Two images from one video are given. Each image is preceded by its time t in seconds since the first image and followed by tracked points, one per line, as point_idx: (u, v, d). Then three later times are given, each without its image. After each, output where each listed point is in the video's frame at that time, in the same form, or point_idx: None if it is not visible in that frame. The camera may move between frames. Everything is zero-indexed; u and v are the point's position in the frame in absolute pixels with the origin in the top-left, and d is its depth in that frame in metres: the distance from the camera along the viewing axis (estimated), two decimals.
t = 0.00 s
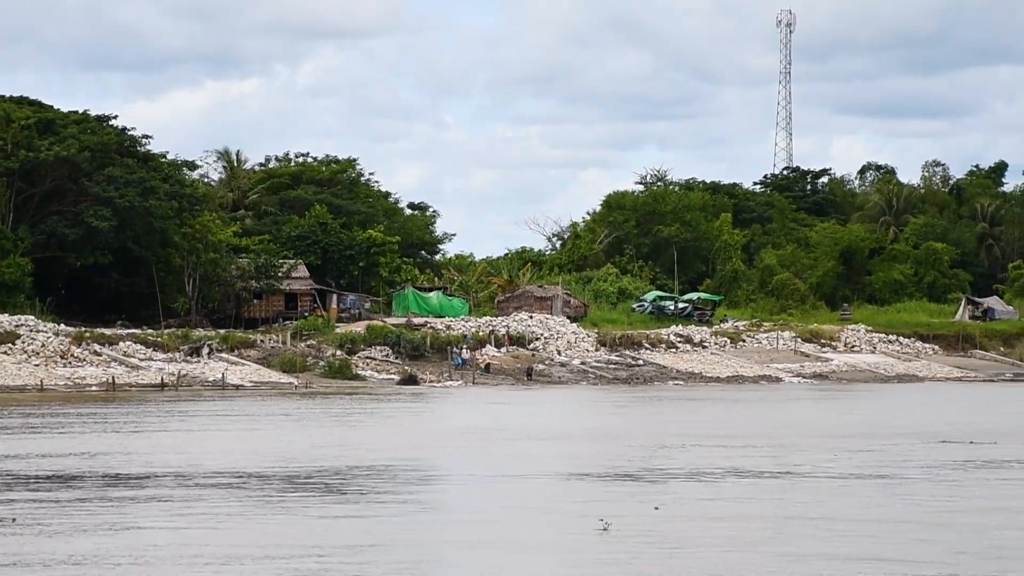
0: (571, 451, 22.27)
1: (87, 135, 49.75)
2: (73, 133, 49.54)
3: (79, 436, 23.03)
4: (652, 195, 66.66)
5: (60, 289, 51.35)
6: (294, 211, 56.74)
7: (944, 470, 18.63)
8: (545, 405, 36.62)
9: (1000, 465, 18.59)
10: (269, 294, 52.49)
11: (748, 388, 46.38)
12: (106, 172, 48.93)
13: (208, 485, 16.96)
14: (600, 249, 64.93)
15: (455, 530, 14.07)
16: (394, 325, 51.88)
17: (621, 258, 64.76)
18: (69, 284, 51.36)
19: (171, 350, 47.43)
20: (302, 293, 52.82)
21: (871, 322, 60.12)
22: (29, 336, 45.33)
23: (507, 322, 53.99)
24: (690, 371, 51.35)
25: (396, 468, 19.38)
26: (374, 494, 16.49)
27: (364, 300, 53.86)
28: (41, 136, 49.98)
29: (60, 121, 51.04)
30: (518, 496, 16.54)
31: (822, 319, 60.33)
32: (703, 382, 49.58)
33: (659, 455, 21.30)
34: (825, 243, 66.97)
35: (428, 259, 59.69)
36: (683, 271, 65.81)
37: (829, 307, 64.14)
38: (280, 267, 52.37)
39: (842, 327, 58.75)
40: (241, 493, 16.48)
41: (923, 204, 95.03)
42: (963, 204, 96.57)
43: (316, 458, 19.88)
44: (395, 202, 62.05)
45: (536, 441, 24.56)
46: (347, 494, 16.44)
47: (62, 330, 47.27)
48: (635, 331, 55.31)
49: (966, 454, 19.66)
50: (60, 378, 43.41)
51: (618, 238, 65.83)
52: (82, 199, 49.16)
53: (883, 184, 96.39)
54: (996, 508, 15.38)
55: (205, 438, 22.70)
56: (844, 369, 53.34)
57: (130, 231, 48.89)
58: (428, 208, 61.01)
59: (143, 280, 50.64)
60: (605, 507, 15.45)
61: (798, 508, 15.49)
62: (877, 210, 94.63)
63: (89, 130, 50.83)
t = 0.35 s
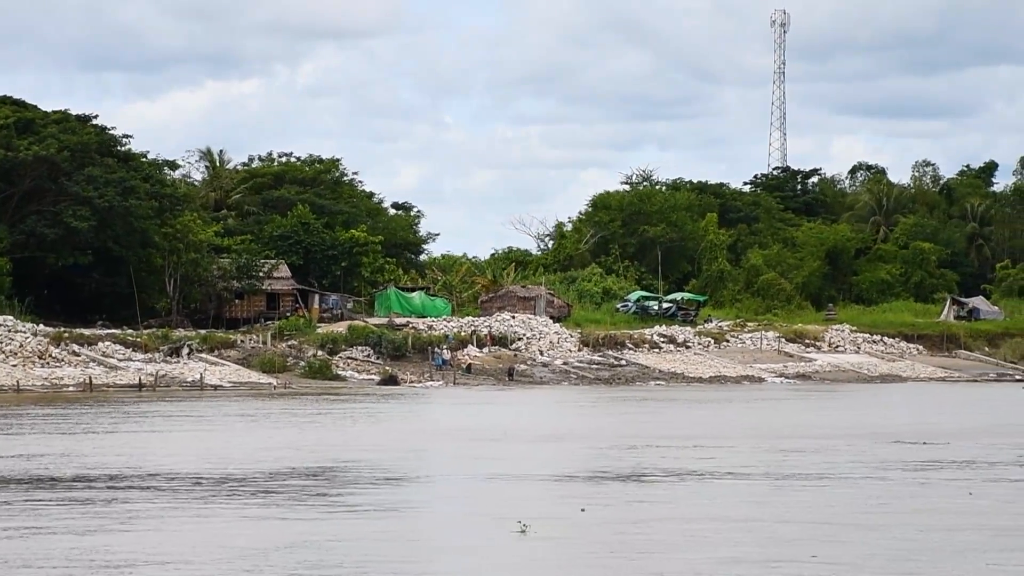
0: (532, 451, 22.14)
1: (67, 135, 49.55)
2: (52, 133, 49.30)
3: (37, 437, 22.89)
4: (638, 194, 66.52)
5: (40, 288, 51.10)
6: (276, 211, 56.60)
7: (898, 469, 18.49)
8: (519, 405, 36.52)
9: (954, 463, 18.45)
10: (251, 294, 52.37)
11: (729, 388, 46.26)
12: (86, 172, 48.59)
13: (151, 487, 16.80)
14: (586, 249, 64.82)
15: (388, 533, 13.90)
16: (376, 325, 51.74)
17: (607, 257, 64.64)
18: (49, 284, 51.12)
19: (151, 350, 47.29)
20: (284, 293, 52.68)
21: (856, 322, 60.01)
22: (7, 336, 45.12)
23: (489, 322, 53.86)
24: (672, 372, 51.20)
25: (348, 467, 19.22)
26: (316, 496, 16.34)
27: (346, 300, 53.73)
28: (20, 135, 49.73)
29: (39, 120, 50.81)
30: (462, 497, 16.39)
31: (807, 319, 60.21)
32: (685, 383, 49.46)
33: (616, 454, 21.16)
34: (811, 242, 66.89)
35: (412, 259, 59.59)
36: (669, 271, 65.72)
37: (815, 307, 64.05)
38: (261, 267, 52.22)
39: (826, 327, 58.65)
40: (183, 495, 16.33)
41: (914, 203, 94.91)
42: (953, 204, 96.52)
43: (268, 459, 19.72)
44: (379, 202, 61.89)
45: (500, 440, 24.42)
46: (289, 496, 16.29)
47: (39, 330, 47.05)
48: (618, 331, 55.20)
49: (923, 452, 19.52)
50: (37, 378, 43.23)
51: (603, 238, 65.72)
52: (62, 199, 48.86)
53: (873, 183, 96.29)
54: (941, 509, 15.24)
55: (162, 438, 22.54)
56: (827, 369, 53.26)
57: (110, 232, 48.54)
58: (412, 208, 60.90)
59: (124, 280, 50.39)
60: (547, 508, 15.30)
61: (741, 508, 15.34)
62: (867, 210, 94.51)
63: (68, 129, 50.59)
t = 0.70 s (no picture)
0: (490, 451, 22.02)
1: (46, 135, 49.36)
2: (31, 133, 49.05)
3: None
4: (624, 194, 66.43)
5: (19, 288, 50.79)
6: (257, 211, 56.48)
7: (851, 469, 18.42)
8: (493, 406, 36.41)
9: (908, 464, 18.35)
10: (232, 295, 52.24)
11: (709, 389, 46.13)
12: (65, 171, 48.01)
13: (95, 490, 16.63)
14: (571, 249, 64.79)
15: (324, 536, 13.78)
16: (357, 325, 51.59)
17: (592, 258, 64.55)
18: (28, 284, 50.76)
19: (129, 350, 47.09)
20: (265, 293, 52.53)
21: (841, 322, 59.95)
22: None
23: (470, 322, 53.75)
24: (653, 372, 51.06)
25: (300, 469, 19.08)
26: (261, 497, 16.22)
27: (327, 300, 53.60)
28: None
29: (18, 120, 50.56)
30: (407, 496, 16.27)
31: (791, 319, 60.10)
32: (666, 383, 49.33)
33: (572, 455, 21.02)
34: (796, 242, 66.85)
35: (395, 260, 59.51)
36: (654, 272, 65.64)
37: (799, 307, 64.03)
38: (242, 267, 52.06)
39: (809, 328, 58.55)
40: (125, 498, 16.20)
41: (903, 203, 94.87)
42: (942, 204, 96.49)
43: (220, 460, 19.59)
44: (363, 202, 61.79)
45: (461, 440, 24.30)
46: (233, 497, 16.17)
47: (17, 331, 46.83)
48: (601, 331, 55.10)
49: (878, 452, 19.43)
50: (14, 379, 43.00)
51: (589, 239, 65.63)
52: (40, 199, 48.51)
53: (862, 183, 96.28)
54: (884, 510, 15.17)
55: (119, 439, 22.40)
56: (809, 369, 53.16)
57: (89, 232, 48.07)
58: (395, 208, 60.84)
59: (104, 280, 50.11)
60: (489, 510, 15.21)
61: (684, 508, 15.25)
62: (856, 210, 94.48)
63: (47, 129, 50.34)
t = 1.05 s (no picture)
0: (448, 452, 21.88)
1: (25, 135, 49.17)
2: (10, 133, 48.84)
3: None
4: (609, 195, 66.29)
5: None
6: (239, 211, 56.36)
7: (802, 471, 18.33)
8: (467, 406, 36.26)
9: (860, 465, 18.26)
10: (212, 296, 52.07)
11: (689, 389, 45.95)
12: (44, 172, 47.80)
13: (36, 493, 16.47)
14: (556, 249, 64.76)
15: (256, 538, 13.70)
16: (338, 326, 51.43)
17: (577, 258, 64.48)
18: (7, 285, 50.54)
19: (108, 351, 46.90)
20: (246, 294, 52.35)
21: (825, 323, 59.86)
22: None
23: (452, 323, 53.61)
24: (635, 373, 50.94)
25: (250, 469, 18.93)
26: (202, 499, 16.13)
27: (309, 301, 53.48)
28: None
29: None
30: (349, 498, 16.19)
31: (776, 320, 59.97)
32: (647, 384, 49.14)
33: (529, 457, 20.86)
34: (781, 242, 66.78)
35: (379, 260, 59.40)
36: (639, 272, 65.51)
37: (784, 308, 63.96)
38: (223, 268, 51.91)
39: (794, 328, 58.45)
40: (66, 500, 16.09)
41: (893, 204, 94.76)
42: (932, 204, 96.41)
43: (171, 462, 19.50)
44: (347, 202, 61.68)
45: (423, 441, 24.13)
46: (174, 500, 16.07)
47: None
48: (584, 332, 54.97)
49: (832, 454, 19.31)
50: None
51: (574, 239, 65.49)
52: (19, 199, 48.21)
53: (852, 184, 96.22)
54: (825, 512, 15.09)
55: (76, 440, 22.30)
56: (792, 369, 53.01)
57: (68, 232, 47.78)
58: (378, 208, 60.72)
59: (84, 280, 49.88)
60: (427, 513, 15.14)
61: (623, 511, 15.18)
62: (846, 210, 94.38)
63: (26, 130, 50.14)
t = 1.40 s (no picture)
0: (406, 451, 21.75)
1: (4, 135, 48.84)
2: None
3: None
4: (594, 195, 66.16)
5: None
6: (221, 211, 56.28)
7: (754, 472, 18.22)
8: (441, 407, 36.14)
9: (811, 465, 18.17)
10: (193, 296, 51.91)
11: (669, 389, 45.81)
12: (23, 172, 47.53)
13: None
14: (541, 250, 64.72)
15: (188, 542, 13.57)
16: (318, 326, 51.27)
17: (563, 258, 64.41)
18: None
19: (86, 352, 46.74)
20: (227, 294, 52.18)
21: (809, 323, 59.77)
22: None
23: (434, 323, 53.47)
24: (616, 373, 50.79)
25: (200, 470, 18.79)
26: (145, 502, 15.97)
27: (290, 301, 53.33)
28: None
29: None
30: (292, 500, 16.07)
31: (760, 320, 59.84)
32: (628, 384, 48.99)
33: (485, 458, 20.75)
34: (766, 242, 66.73)
35: (362, 260, 59.30)
36: (625, 272, 65.34)
37: (769, 308, 63.86)
38: (203, 268, 51.76)
39: (777, 328, 58.36)
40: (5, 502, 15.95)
41: (882, 204, 94.72)
42: (922, 204, 96.38)
43: (122, 464, 19.36)
44: (330, 202, 61.55)
45: (385, 441, 24.01)
46: (115, 502, 15.90)
47: None
48: (566, 332, 54.83)
49: (787, 455, 19.19)
50: None
51: (559, 239, 65.35)
52: None
53: (841, 184, 96.19)
54: (767, 514, 14.99)
55: (30, 442, 22.09)
56: (774, 370, 52.87)
57: (46, 232, 47.51)
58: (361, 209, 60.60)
59: (63, 281, 49.66)
60: (367, 516, 15.01)
61: (566, 514, 15.06)
62: (835, 210, 94.31)
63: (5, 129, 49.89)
